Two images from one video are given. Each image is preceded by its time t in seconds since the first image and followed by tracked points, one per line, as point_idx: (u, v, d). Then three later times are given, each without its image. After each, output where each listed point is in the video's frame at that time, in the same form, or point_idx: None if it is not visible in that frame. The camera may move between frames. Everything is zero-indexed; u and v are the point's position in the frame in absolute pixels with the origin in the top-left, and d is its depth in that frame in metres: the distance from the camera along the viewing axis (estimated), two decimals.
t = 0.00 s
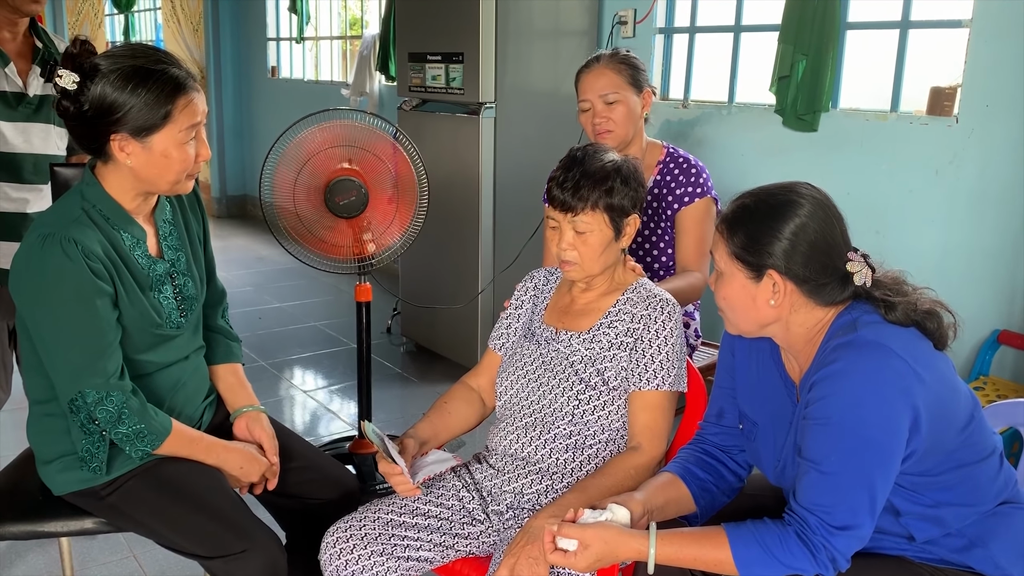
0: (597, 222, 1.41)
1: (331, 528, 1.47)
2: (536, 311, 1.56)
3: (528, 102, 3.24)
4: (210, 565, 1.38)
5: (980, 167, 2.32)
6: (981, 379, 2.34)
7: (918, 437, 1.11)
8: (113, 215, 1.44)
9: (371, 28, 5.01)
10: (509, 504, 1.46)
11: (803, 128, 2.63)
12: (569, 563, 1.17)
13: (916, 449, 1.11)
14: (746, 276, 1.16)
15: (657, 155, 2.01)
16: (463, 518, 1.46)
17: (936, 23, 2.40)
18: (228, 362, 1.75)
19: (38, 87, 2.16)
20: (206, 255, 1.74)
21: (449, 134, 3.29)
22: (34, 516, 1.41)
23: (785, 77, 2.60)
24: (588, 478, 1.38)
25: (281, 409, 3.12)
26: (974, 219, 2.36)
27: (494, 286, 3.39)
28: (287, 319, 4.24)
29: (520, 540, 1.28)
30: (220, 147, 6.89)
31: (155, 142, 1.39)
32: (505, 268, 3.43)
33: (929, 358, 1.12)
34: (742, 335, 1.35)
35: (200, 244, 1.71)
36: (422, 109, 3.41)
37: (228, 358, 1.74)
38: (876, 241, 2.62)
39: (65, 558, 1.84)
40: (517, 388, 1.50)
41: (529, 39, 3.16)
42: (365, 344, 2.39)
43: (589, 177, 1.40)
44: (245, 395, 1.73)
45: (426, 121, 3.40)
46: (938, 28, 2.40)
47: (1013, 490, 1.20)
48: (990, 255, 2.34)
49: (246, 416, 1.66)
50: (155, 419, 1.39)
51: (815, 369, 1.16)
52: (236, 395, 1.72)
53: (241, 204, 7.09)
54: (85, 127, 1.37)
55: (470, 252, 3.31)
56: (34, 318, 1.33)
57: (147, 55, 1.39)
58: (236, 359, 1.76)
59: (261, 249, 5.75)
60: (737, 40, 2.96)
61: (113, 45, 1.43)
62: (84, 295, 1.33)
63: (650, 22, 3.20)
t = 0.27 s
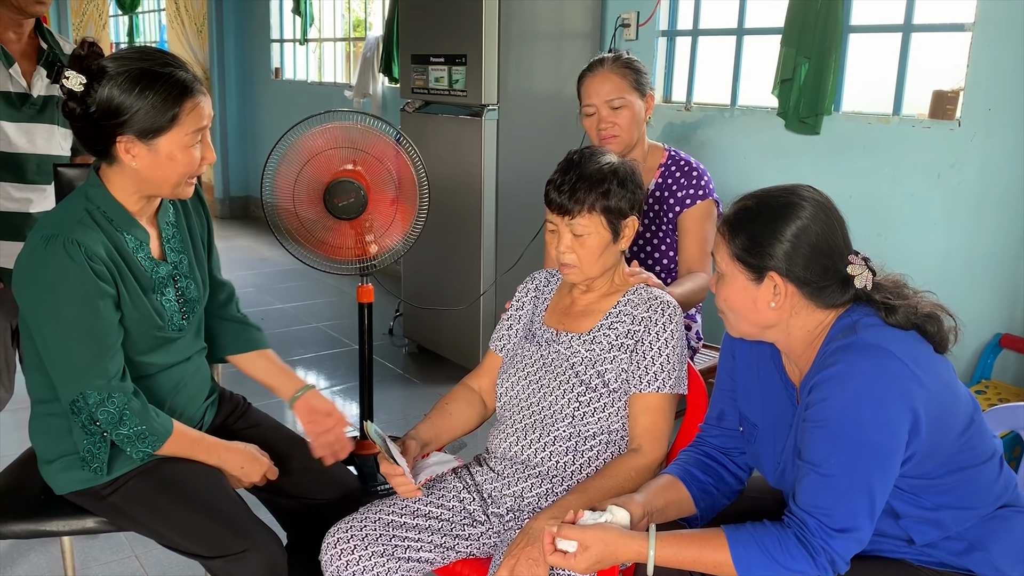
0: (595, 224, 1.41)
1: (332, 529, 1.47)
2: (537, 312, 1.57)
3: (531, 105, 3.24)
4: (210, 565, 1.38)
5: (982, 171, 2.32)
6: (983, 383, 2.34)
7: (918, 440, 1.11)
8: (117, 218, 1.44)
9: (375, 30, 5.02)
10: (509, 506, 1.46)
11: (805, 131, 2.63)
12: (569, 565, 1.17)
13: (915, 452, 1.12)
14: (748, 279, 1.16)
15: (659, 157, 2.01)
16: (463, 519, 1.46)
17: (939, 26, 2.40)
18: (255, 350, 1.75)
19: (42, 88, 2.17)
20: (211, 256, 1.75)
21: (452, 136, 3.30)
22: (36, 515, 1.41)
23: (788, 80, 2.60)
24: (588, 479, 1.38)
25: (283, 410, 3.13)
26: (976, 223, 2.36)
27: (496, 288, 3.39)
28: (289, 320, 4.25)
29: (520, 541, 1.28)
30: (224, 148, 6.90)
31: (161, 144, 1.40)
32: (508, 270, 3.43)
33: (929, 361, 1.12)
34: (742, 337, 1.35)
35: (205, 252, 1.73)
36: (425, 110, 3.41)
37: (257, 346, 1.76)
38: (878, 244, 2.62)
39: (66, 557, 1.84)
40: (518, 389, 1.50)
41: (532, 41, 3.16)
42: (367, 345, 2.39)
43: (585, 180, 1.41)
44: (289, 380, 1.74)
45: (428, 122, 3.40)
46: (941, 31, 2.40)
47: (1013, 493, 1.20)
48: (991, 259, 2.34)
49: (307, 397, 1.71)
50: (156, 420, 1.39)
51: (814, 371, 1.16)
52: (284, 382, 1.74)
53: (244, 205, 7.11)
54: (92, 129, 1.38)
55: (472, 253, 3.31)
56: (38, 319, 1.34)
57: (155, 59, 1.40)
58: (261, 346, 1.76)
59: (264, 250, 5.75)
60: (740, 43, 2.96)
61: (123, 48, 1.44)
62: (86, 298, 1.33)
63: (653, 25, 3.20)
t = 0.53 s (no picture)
0: (592, 223, 1.42)
1: (331, 527, 1.47)
2: (537, 311, 1.57)
3: (533, 105, 3.24)
4: (210, 562, 1.39)
5: (983, 174, 2.32)
6: (984, 385, 2.34)
7: (916, 441, 1.11)
8: (124, 220, 1.45)
9: (378, 30, 5.03)
10: (509, 506, 1.46)
11: (807, 132, 2.63)
12: (568, 564, 1.17)
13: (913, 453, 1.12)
14: (747, 279, 1.16)
15: (661, 158, 2.02)
16: (462, 517, 1.46)
17: (940, 28, 2.40)
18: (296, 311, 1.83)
19: (46, 87, 2.18)
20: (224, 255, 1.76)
21: (454, 136, 3.30)
22: (37, 512, 1.42)
23: (790, 82, 2.60)
24: (587, 478, 1.38)
25: (285, 409, 3.14)
26: (977, 225, 2.36)
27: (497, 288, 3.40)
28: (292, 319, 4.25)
29: (518, 540, 1.29)
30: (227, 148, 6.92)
31: (169, 149, 1.40)
32: (509, 270, 3.44)
33: (927, 362, 1.12)
34: (741, 336, 1.35)
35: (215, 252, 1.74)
36: (427, 111, 3.42)
37: (315, 297, 1.85)
38: (879, 246, 2.62)
39: (67, 554, 1.85)
40: (517, 388, 1.50)
41: (535, 42, 3.17)
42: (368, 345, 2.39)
43: (581, 179, 1.41)
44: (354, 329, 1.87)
45: (431, 123, 3.41)
46: (942, 33, 2.40)
47: (1011, 495, 1.20)
48: (992, 261, 2.34)
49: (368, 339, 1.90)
50: (155, 421, 1.39)
51: (813, 371, 1.16)
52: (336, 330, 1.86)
53: (247, 204, 7.12)
54: (100, 132, 1.39)
55: (473, 254, 3.32)
56: (41, 319, 1.34)
57: (165, 62, 1.39)
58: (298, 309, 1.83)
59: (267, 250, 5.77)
60: (742, 44, 2.96)
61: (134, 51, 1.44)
62: (90, 300, 1.34)
63: (656, 26, 3.20)
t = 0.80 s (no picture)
0: (585, 222, 1.42)
1: (330, 525, 1.48)
2: (534, 309, 1.57)
3: (535, 105, 3.25)
4: (210, 557, 1.39)
5: (984, 174, 2.32)
6: (984, 385, 2.34)
7: (911, 440, 1.11)
8: (144, 226, 1.46)
9: (381, 30, 5.04)
10: (507, 505, 1.47)
11: (808, 132, 2.63)
12: (564, 562, 1.18)
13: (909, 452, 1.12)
14: (749, 277, 1.15)
15: (662, 157, 2.02)
16: (461, 516, 1.47)
17: (941, 28, 2.40)
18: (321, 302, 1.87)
19: (48, 85, 2.20)
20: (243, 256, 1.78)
21: (455, 136, 3.31)
22: (38, 508, 1.42)
23: (791, 82, 2.59)
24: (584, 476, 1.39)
25: (287, 408, 3.14)
26: (978, 225, 2.36)
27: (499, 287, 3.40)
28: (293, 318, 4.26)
29: (516, 538, 1.29)
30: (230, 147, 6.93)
31: (197, 157, 1.40)
32: (511, 270, 3.44)
33: (922, 359, 1.12)
34: (739, 335, 1.36)
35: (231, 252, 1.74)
36: (429, 110, 3.42)
37: (339, 285, 1.89)
38: (880, 246, 2.62)
39: (68, 551, 1.86)
40: (515, 386, 1.51)
41: (536, 41, 3.17)
42: (369, 343, 2.40)
43: (573, 178, 1.42)
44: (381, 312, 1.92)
45: (432, 122, 3.41)
46: (944, 33, 2.40)
47: (1008, 495, 1.20)
48: (992, 261, 2.34)
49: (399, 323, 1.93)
50: (159, 423, 1.40)
51: (809, 369, 1.16)
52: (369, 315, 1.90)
53: (250, 204, 7.13)
54: (128, 140, 1.38)
55: (475, 253, 3.32)
56: (55, 318, 1.35)
57: (192, 71, 1.39)
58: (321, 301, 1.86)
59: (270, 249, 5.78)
60: (744, 44, 2.96)
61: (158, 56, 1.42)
62: (104, 303, 1.35)
63: (657, 26, 3.21)
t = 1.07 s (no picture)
0: (580, 220, 1.42)
1: (328, 523, 1.48)
2: (533, 306, 1.57)
3: (536, 103, 3.25)
4: (206, 553, 1.38)
5: (984, 174, 2.32)
6: (984, 385, 2.33)
7: (909, 440, 1.11)
8: (163, 232, 1.46)
9: (382, 29, 5.04)
10: (505, 503, 1.47)
11: (809, 131, 2.62)
12: (561, 560, 1.18)
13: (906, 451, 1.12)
14: (761, 270, 1.15)
15: (662, 156, 2.01)
16: (459, 514, 1.47)
17: (943, 27, 2.40)
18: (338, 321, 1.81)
19: (51, 83, 2.20)
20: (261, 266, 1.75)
21: (456, 135, 3.31)
22: (36, 505, 1.43)
23: (792, 81, 2.59)
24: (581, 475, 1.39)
25: (288, 406, 3.14)
26: (978, 225, 2.35)
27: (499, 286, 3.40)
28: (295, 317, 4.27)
29: (513, 536, 1.29)
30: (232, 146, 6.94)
31: (220, 168, 1.40)
32: (511, 268, 3.44)
33: (919, 357, 1.12)
34: (738, 334, 1.36)
35: (247, 262, 1.71)
36: (430, 109, 3.42)
37: (358, 307, 1.84)
38: (881, 246, 2.62)
39: (67, 548, 1.86)
40: (514, 383, 1.51)
41: (537, 40, 3.17)
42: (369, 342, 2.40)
43: (565, 177, 1.43)
44: (407, 335, 1.87)
45: (433, 121, 3.41)
46: (945, 32, 2.40)
47: (1006, 494, 1.20)
48: (993, 261, 2.34)
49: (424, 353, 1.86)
50: (161, 423, 1.40)
51: (807, 368, 1.16)
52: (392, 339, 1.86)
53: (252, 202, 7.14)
54: (152, 150, 1.38)
55: (475, 251, 3.32)
56: (64, 313, 1.35)
57: (218, 81, 1.38)
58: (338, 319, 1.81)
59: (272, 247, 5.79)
60: (745, 43, 2.96)
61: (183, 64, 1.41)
62: (115, 302, 1.35)
63: (658, 24, 3.20)
